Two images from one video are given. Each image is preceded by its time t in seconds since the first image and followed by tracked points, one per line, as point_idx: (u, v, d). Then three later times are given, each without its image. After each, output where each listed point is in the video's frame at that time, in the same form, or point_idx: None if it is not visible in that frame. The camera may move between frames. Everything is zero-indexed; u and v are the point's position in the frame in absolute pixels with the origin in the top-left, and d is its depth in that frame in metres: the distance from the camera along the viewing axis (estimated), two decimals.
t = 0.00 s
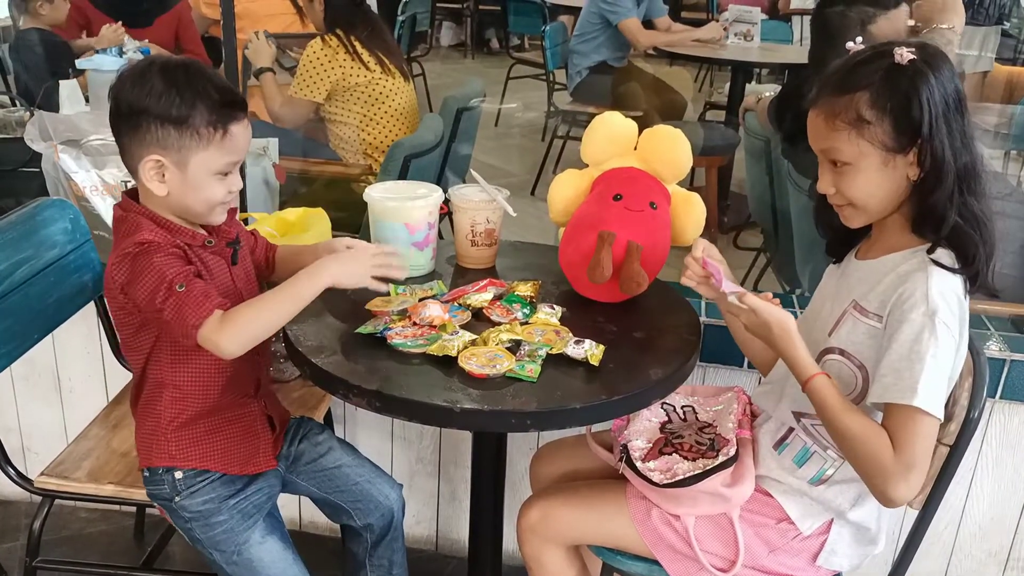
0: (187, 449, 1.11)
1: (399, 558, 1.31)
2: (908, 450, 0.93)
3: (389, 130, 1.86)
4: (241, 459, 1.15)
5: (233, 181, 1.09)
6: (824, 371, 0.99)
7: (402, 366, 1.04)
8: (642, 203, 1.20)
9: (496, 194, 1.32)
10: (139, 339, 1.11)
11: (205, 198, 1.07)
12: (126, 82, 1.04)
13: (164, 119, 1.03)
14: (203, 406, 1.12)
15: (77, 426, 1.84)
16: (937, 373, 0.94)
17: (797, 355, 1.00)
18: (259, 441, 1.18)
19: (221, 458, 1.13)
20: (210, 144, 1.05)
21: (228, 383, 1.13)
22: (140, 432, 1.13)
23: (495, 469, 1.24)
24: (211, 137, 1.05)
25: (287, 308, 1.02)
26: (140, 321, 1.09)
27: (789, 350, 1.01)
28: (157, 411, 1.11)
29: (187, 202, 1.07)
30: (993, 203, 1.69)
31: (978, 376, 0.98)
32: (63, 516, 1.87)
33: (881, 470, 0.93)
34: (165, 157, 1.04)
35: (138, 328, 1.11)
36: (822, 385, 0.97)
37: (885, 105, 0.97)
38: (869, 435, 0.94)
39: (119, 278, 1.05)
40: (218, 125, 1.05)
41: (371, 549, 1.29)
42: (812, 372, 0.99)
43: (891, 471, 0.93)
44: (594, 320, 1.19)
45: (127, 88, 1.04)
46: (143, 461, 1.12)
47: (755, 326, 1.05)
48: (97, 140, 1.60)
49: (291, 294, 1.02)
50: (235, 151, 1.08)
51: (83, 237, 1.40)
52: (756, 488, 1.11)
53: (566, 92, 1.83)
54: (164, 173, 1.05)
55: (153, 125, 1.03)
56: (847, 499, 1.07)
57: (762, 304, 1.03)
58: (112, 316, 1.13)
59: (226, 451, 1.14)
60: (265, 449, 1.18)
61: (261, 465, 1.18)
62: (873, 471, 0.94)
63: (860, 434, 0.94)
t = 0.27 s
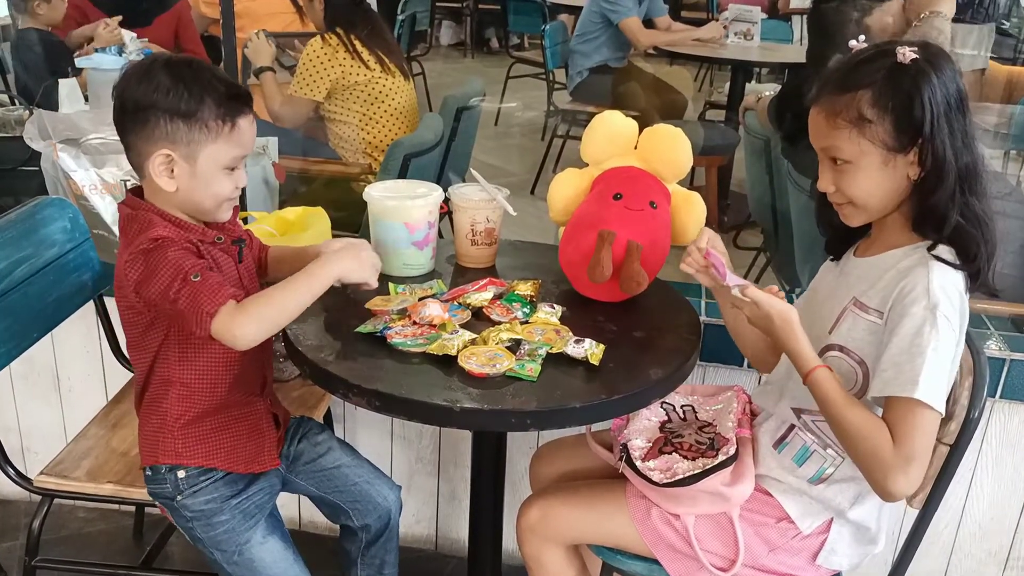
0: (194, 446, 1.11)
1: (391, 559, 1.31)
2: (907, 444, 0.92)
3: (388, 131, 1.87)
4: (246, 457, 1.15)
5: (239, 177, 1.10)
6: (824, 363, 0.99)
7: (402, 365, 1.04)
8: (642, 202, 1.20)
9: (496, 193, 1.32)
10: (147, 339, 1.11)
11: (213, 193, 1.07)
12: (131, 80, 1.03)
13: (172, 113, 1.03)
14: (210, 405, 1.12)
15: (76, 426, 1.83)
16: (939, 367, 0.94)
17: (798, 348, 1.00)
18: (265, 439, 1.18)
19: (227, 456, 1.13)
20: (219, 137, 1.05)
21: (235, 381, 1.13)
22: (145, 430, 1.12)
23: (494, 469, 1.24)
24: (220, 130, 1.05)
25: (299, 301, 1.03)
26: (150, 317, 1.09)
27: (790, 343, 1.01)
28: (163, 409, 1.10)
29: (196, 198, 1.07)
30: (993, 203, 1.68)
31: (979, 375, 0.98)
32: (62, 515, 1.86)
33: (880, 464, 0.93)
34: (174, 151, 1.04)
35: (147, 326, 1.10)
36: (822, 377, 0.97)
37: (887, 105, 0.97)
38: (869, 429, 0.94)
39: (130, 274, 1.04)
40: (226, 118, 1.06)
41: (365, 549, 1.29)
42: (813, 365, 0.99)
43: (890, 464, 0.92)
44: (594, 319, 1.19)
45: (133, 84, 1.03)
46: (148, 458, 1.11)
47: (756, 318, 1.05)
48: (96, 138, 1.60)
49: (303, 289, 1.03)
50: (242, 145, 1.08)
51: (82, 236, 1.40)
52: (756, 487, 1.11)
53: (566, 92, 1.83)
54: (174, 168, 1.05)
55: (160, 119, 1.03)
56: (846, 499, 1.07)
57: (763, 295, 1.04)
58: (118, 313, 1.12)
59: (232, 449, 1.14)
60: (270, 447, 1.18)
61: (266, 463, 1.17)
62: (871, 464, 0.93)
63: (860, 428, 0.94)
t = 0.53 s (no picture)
0: (197, 449, 1.10)
1: (394, 553, 1.31)
2: (907, 440, 0.93)
3: (388, 130, 1.85)
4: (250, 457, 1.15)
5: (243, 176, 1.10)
6: (829, 360, 0.99)
7: (402, 364, 1.04)
8: (641, 201, 1.20)
9: (495, 192, 1.32)
10: (149, 342, 1.11)
11: (221, 192, 1.07)
12: (135, 80, 1.04)
13: (180, 110, 1.03)
14: (213, 408, 1.11)
15: (76, 425, 1.83)
16: (942, 363, 0.94)
17: (802, 344, 1.01)
18: (268, 440, 1.18)
19: (229, 458, 1.13)
20: (226, 134, 1.06)
21: (239, 382, 1.13)
22: (146, 434, 1.12)
23: (494, 468, 1.24)
24: (225, 127, 1.05)
25: (308, 309, 1.03)
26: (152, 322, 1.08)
27: (794, 336, 1.01)
28: (165, 413, 1.10)
29: (202, 194, 1.07)
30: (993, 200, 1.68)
31: (978, 374, 0.98)
32: (63, 515, 1.87)
33: (881, 459, 0.93)
34: (181, 148, 1.04)
35: (149, 330, 1.10)
36: (825, 373, 0.98)
37: (884, 104, 0.97)
38: (871, 424, 0.94)
39: (134, 279, 1.04)
40: (232, 115, 1.06)
41: (368, 545, 1.29)
42: (817, 361, 0.99)
43: (890, 460, 0.93)
44: (593, 318, 1.19)
45: (137, 84, 1.04)
46: (150, 461, 1.11)
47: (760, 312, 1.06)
48: (96, 138, 1.60)
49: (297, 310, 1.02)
50: (248, 143, 1.09)
51: (82, 236, 1.40)
52: (755, 486, 1.11)
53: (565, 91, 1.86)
54: (180, 165, 1.04)
55: (167, 116, 1.03)
56: (846, 497, 1.07)
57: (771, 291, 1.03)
58: (120, 318, 1.12)
59: (234, 450, 1.13)
60: (275, 445, 1.18)
61: (270, 462, 1.17)
62: (872, 458, 0.94)
63: (861, 424, 0.94)
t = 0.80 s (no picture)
0: (198, 452, 1.11)
1: (399, 553, 1.31)
2: (918, 425, 0.92)
3: (388, 129, 1.85)
4: (251, 457, 1.15)
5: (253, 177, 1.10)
6: (836, 350, 0.99)
7: (400, 363, 1.04)
8: (640, 199, 1.20)
9: (493, 190, 1.32)
10: (151, 344, 1.11)
11: (226, 190, 1.07)
12: (144, 78, 1.04)
13: (188, 108, 1.03)
14: (215, 411, 1.11)
15: (76, 424, 1.84)
16: (953, 347, 0.94)
17: (810, 334, 1.01)
18: (270, 440, 1.18)
19: (230, 458, 1.13)
20: (235, 132, 1.06)
21: (240, 386, 1.13)
22: (147, 436, 1.12)
23: (494, 466, 1.24)
24: (235, 126, 1.06)
25: (309, 314, 1.03)
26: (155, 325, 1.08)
27: (800, 327, 1.02)
28: (167, 415, 1.10)
29: (209, 193, 1.07)
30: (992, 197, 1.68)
31: (978, 371, 0.98)
32: (63, 514, 1.87)
33: (891, 445, 0.93)
34: (190, 147, 1.04)
35: (151, 332, 1.10)
36: (832, 363, 0.98)
37: (878, 103, 0.97)
38: (880, 411, 0.94)
39: (137, 282, 1.04)
40: (240, 113, 1.06)
41: (372, 544, 1.29)
42: (824, 351, 0.99)
43: (901, 446, 0.93)
44: (592, 316, 1.19)
45: (145, 84, 1.04)
46: (151, 463, 1.11)
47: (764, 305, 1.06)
48: (95, 137, 1.60)
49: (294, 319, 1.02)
50: (255, 141, 1.08)
51: (81, 235, 1.40)
52: (755, 484, 1.11)
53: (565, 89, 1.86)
54: (188, 164, 1.04)
55: (176, 114, 1.03)
56: (844, 494, 1.07)
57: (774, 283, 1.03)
58: (122, 319, 1.12)
59: (236, 451, 1.13)
60: (276, 446, 1.18)
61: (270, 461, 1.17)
62: (883, 444, 0.94)
63: (870, 410, 0.94)
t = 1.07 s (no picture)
0: (200, 451, 1.11)
1: (396, 551, 1.31)
2: (907, 418, 0.93)
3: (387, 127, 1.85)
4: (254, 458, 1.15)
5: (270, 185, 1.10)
6: (825, 342, 1.00)
7: (399, 360, 1.04)
8: (638, 197, 1.20)
9: (492, 188, 1.32)
10: (154, 343, 1.11)
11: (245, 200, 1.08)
12: (166, 80, 1.04)
13: (210, 114, 1.03)
14: (216, 410, 1.11)
15: (77, 422, 1.84)
16: (945, 340, 0.94)
17: (799, 327, 1.01)
18: (272, 441, 1.18)
19: (232, 459, 1.13)
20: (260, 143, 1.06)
21: (242, 386, 1.13)
22: (149, 435, 1.12)
23: (493, 464, 1.24)
24: (255, 134, 1.06)
25: (306, 314, 1.03)
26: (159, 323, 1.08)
27: (789, 322, 1.02)
28: (169, 414, 1.10)
29: (225, 198, 1.07)
30: (991, 194, 1.67)
31: (976, 368, 0.98)
32: (63, 512, 1.87)
33: (880, 437, 0.93)
34: (206, 150, 1.04)
35: (155, 330, 1.10)
36: (821, 356, 0.98)
37: (868, 105, 0.97)
38: (869, 404, 0.94)
39: (141, 279, 1.04)
40: (261, 122, 1.06)
41: (371, 543, 1.29)
42: (814, 343, 1.00)
43: (890, 438, 0.93)
44: (591, 314, 1.19)
45: (167, 84, 1.04)
46: (154, 462, 1.11)
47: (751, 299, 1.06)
48: (94, 136, 1.60)
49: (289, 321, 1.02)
50: (275, 151, 1.09)
51: (80, 234, 1.40)
52: (755, 481, 1.11)
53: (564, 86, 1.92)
54: (204, 168, 1.04)
55: (197, 119, 1.03)
56: (843, 491, 1.07)
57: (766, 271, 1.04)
58: (125, 316, 1.12)
59: (238, 451, 1.13)
60: (279, 447, 1.18)
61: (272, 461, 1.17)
62: (872, 437, 0.94)
63: (859, 403, 0.95)
